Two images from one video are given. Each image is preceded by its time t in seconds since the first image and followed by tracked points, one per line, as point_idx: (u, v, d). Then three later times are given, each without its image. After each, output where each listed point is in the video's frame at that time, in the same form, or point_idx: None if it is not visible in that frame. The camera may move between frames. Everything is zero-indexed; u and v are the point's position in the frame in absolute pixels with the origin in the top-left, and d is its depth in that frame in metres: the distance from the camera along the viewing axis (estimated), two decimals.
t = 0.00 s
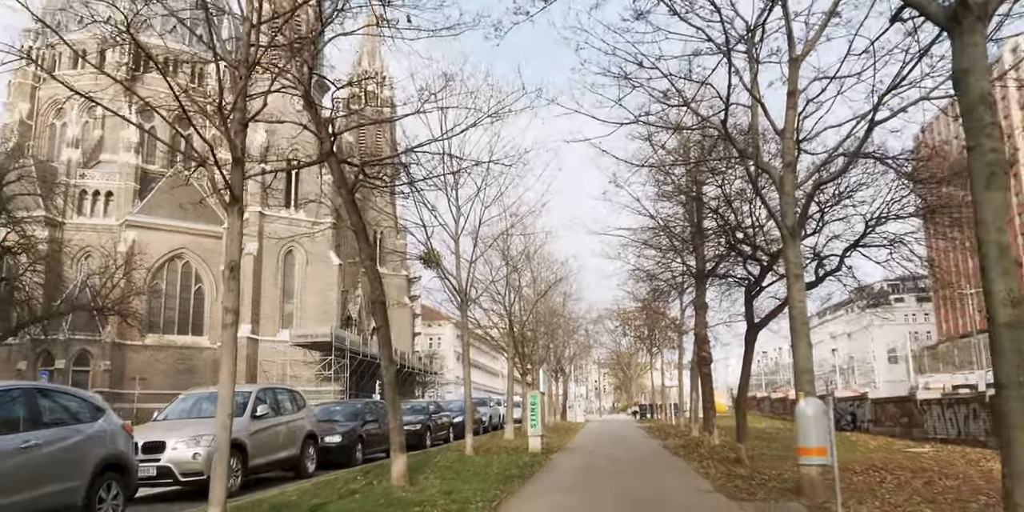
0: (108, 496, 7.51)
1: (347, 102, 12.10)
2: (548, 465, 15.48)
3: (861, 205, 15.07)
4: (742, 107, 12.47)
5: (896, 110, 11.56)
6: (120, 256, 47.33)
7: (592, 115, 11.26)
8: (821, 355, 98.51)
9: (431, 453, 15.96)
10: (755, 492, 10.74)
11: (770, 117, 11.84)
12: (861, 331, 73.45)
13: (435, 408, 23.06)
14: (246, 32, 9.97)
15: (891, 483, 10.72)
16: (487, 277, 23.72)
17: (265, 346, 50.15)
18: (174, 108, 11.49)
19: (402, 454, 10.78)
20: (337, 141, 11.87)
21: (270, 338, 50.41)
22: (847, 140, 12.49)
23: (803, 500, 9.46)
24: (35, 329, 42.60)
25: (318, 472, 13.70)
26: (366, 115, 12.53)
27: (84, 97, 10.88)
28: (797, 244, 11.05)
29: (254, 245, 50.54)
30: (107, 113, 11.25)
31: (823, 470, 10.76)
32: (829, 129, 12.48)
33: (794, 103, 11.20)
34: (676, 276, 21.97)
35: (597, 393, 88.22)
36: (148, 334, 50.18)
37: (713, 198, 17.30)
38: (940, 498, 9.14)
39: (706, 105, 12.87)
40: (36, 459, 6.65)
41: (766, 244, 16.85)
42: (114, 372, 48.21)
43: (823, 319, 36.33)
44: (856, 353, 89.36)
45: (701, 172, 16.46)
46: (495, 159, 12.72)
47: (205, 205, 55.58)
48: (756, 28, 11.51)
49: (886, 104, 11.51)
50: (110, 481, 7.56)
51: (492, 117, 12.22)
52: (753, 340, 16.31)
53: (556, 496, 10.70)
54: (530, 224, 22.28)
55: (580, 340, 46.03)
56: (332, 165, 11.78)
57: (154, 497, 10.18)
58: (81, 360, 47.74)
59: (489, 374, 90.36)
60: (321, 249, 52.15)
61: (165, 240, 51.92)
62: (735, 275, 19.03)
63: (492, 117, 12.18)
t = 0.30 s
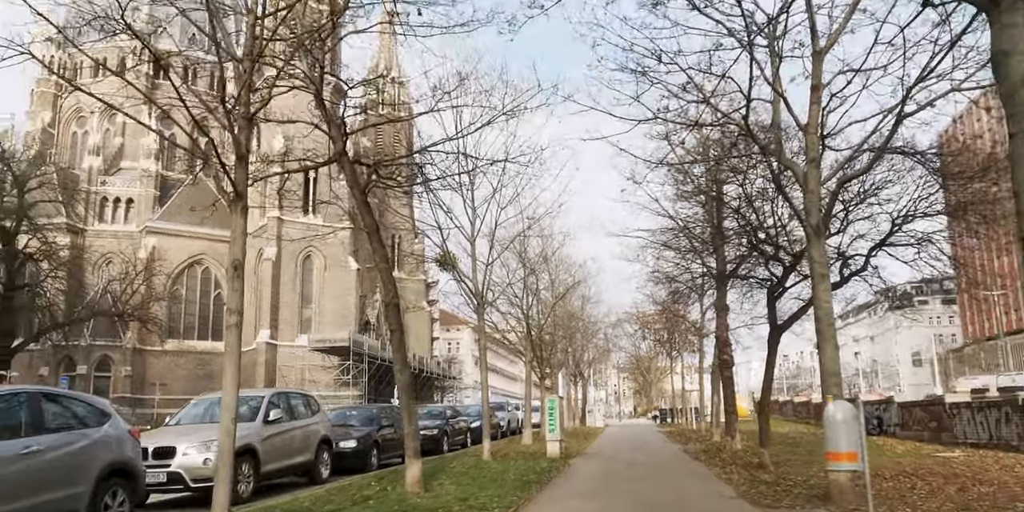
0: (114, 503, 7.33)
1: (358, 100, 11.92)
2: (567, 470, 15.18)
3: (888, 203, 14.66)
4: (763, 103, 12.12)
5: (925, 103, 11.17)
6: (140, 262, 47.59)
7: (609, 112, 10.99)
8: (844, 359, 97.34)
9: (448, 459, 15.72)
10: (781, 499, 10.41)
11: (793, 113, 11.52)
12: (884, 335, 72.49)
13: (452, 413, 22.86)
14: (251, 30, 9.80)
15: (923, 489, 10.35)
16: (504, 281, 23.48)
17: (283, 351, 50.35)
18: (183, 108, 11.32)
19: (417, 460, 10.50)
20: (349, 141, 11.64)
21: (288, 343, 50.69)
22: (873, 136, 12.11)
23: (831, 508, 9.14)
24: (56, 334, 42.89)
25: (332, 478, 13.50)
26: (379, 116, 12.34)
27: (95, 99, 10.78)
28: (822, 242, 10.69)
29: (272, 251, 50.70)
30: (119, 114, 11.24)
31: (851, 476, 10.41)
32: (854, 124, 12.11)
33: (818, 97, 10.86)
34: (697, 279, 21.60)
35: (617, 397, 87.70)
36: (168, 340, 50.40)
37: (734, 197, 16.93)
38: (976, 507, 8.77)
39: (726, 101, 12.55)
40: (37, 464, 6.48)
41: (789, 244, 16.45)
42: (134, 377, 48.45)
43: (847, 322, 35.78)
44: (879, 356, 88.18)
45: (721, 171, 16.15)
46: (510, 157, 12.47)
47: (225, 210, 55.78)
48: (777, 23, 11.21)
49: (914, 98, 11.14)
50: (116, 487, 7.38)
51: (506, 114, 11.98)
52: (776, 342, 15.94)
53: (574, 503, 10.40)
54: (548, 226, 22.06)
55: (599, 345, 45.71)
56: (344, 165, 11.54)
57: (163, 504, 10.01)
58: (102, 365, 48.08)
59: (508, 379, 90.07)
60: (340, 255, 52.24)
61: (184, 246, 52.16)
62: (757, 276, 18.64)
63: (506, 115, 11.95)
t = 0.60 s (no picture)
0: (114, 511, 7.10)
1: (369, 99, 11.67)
2: (585, 477, 14.82)
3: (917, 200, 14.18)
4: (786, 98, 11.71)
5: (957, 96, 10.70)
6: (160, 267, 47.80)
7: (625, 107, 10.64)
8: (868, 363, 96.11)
9: (463, 465, 15.42)
10: (809, 508, 10.00)
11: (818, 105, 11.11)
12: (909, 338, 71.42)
13: (469, 417, 22.58)
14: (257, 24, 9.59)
15: (958, 498, 9.90)
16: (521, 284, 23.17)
17: (302, 356, 50.52)
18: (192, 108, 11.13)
19: (429, 467, 10.19)
20: (360, 139, 11.37)
21: (307, 348, 50.84)
22: (901, 129, 11.66)
23: None
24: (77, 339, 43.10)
25: (345, 484, 13.24)
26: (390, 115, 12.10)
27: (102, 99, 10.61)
28: (850, 241, 10.27)
29: (290, 256, 50.80)
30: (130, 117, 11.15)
31: (883, 484, 9.97)
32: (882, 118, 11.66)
33: (844, 89, 10.44)
34: (718, 281, 21.15)
35: (637, 402, 87.09)
36: (188, 345, 50.55)
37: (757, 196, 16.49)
38: None
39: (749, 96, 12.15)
40: (33, 472, 6.28)
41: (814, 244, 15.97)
42: (155, 382, 48.62)
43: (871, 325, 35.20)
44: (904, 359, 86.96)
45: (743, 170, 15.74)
46: (525, 155, 12.20)
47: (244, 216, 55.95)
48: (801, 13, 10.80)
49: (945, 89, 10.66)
50: (116, 495, 7.14)
51: (518, 111, 11.68)
52: (801, 344, 15.48)
53: None
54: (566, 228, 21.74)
55: (618, 349, 45.32)
56: (355, 163, 11.28)
57: None
58: (124, 370, 48.26)
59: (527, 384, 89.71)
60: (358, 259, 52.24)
61: (204, 252, 52.34)
62: (780, 277, 18.17)
63: (520, 112, 11.65)
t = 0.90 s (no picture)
0: None
1: (377, 95, 11.45)
2: (600, 483, 14.50)
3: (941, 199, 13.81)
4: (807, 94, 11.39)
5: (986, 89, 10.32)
6: (175, 272, 47.95)
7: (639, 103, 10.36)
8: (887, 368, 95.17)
9: (475, 471, 15.17)
10: None
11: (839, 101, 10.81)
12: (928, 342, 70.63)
13: (482, 422, 22.31)
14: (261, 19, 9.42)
15: (988, 506, 9.55)
16: (534, 287, 22.92)
17: (316, 361, 50.43)
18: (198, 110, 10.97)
19: (440, 474, 9.90)
20: (367, 139, 11.12)
21: (322, 353, 50.73)
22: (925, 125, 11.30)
23: None
24: (93, 345, 43.16)
25: (355, 490, 13.01)
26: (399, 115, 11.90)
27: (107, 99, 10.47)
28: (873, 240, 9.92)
29: (305, 260, 50.84)
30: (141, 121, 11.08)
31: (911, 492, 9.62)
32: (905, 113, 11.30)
33: (866, 84, 10.15)
34: (733, 283, 20.79)
35: (652, 407, 86.50)
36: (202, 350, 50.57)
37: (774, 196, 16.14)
38: None
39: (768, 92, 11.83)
40: (25, 479, 6.11)
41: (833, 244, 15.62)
42: (170, 387, 48.64)
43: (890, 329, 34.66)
44: (923, 364, 85.98)
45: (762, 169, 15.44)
46: (537, 155, 11.96)
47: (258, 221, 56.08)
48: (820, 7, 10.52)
49: (970, 82, 10.32)
50: (115, 503, 6.95)
51: (529, 110, 11.45)
52: (821, 346, 15.11)
53: None
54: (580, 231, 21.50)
55: (634, 353, 45.00)
56: (363, 163, 11.03)
57: None
58: (139, 376, 48.28)
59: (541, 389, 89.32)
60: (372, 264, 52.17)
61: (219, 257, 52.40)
62: (798, 279, 17.79)
63: (531, 110, 11.42)
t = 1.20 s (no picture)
0: None
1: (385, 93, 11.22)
2: (617, 490, 14.15)
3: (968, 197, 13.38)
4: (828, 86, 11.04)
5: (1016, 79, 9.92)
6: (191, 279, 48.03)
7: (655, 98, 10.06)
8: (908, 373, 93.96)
9: (489, 478, 14.86)
10: None
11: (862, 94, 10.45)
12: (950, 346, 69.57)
13: (498, 428, 21.99)
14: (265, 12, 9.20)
15: None
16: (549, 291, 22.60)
17: (332, 367, 50.30)
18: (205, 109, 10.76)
19: (451, 481, 9.61)
20: (376, 137, 10.86)
21: (337, 358, 50.59)
22: (952, 119, 10.91)
23: None
24: (110, 352, 43.23)
25: (366, 498, 12.72)
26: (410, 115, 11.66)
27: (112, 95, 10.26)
28: (900, 236, 9.54)
29: (320, 266, 50.79)
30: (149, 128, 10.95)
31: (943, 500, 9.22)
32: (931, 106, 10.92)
33: (891, 75, 9.77)
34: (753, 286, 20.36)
35: (670, 413, 85.83)
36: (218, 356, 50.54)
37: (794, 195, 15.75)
38: None
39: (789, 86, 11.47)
40: (15, 487, 5.88)
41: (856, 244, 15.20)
42: (186, 393, 48.64)
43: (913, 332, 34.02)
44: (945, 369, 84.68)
45: (781, 168, 15.06)
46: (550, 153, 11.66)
47: (274, 228, 56.12)
48: None
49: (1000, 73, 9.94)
50: None
51: (541, 107, 11.18)
52: (844, 349, 14.68)
53: None
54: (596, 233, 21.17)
55: (650, 358, 44.52)
56: (372, 162, 10.75)
57: None
58: (156, 382, 48.27)
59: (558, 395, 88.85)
60: (387, 269, 52.02)
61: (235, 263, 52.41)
62: (819, 281, 17.36)
63: (543, 107, 11.15)
